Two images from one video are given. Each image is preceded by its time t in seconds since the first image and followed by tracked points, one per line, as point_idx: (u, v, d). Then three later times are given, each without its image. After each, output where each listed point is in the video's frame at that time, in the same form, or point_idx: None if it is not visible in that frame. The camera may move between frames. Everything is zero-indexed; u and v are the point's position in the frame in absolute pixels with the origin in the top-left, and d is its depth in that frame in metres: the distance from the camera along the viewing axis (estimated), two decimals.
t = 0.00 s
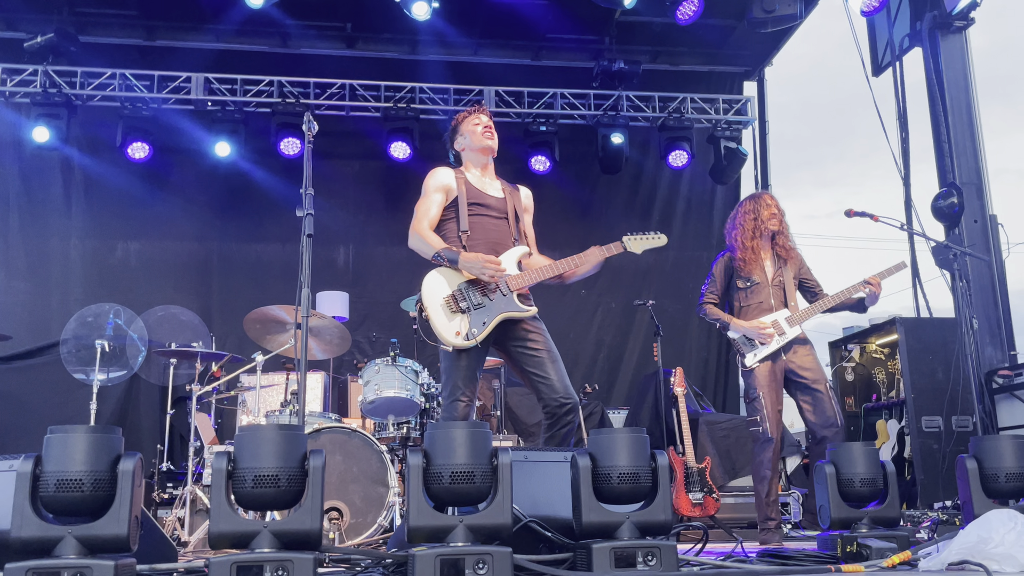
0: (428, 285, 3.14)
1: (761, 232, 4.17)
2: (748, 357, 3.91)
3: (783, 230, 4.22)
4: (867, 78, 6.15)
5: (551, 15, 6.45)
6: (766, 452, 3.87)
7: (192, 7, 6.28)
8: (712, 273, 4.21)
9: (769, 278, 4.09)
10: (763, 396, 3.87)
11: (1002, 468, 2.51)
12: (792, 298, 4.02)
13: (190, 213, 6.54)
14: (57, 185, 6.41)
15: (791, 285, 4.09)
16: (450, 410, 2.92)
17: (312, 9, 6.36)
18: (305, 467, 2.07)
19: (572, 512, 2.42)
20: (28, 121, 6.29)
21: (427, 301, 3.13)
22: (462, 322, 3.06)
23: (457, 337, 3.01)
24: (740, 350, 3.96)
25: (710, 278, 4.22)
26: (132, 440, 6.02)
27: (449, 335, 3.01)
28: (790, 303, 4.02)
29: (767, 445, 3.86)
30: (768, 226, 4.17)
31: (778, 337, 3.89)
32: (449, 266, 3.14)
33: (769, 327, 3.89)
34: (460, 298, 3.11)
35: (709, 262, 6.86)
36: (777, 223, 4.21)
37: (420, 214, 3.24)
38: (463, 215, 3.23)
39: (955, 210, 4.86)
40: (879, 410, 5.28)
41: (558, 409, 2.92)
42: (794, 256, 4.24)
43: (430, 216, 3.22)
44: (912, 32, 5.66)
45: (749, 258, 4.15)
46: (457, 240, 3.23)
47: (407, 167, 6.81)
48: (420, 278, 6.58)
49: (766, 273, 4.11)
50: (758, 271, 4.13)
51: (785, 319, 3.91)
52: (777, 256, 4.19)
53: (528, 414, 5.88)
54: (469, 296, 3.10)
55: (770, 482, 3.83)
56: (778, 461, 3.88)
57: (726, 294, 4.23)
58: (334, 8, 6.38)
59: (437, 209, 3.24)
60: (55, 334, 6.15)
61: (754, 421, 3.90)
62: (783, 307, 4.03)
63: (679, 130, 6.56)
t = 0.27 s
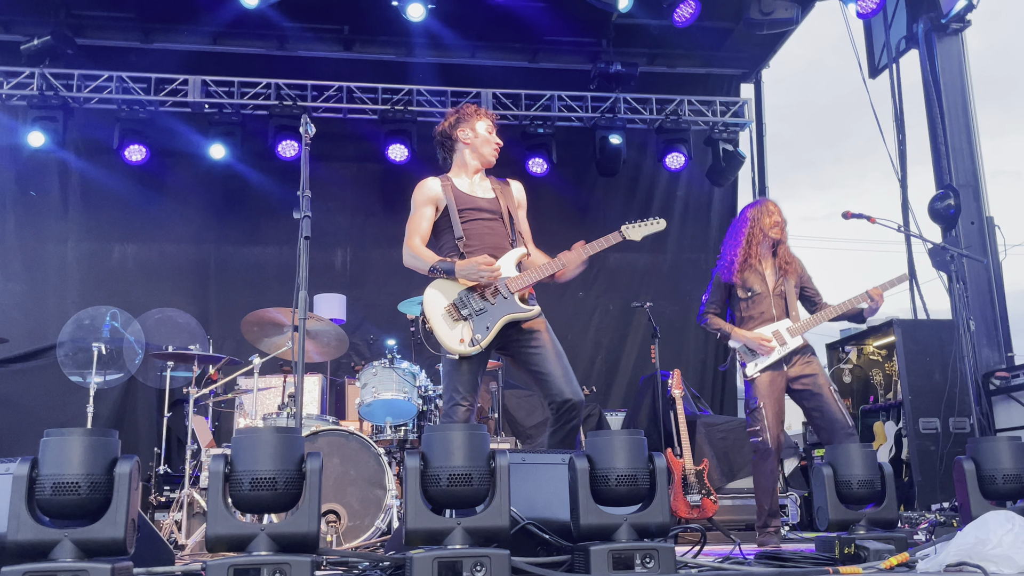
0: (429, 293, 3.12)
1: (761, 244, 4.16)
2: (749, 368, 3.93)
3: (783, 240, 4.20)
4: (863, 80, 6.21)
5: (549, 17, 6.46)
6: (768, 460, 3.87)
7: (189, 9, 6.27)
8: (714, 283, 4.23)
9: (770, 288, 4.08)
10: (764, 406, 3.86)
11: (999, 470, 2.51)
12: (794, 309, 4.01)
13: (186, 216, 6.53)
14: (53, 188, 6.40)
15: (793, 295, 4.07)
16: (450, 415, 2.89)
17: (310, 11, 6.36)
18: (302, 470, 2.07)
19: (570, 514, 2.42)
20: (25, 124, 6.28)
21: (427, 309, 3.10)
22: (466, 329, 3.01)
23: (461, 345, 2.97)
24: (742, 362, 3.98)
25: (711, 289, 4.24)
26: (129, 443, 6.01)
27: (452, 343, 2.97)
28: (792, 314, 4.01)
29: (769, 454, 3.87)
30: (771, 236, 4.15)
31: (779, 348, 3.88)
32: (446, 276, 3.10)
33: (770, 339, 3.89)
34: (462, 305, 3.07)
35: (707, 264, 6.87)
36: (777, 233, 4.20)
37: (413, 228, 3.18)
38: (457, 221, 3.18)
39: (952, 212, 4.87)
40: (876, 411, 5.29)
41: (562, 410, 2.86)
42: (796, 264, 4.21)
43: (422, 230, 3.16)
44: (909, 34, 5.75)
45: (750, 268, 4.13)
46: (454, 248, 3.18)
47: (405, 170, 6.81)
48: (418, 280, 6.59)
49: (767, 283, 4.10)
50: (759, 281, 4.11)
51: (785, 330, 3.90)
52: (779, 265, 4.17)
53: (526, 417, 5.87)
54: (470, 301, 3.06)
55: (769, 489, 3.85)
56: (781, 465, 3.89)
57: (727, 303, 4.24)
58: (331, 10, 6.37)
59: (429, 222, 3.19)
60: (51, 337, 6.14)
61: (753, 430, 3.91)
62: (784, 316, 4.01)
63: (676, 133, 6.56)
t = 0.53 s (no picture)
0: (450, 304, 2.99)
1: (792, 241, 4.13)
2: (769, 368, 3.91)
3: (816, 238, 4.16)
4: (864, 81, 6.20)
5: (549, 20, 6.46)
6: (783, 463, 3.77)
7: (189, 13, 6.28)
8: (737, 280, 4.20)
9: (795, 285, 4.05)
10: (783, 406, 3.84)
11: (1002, 471, 2.51)
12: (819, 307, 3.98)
13: (187, 219, 6.54)
14: (55, 192, 6.41)
15: (818, 293, 4.04)
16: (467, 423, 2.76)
17: (310, 14, 6.36)
18: (303, 473, 2.07)
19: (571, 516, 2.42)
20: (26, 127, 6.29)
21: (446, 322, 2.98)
22: (487, 339, 2.88)
23: (484, 355, 2.84)
24: (763, 361, 3.96)
25: (736, 284, 4.19)
26: (130, 446, 6.01)
27: (474, 353, 2.84)
28: (817, 312, 3.98)
29: (786, 456, 3.76)
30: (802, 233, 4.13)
31: (800, 347, 3.85)
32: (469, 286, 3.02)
33: (792, 338, 3.87)
34: (483, 314, 2.95)
35: (708, 266, 6.87)
36: (810, 231, 4.16)
37: (437, 235, 3.11)
38: (481, 230, 3.10)
39: (953, 213, 4.87)
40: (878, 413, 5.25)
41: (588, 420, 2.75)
42: (825, 262, 4.18)
43: (447, 238, 3.09)
44: (909, 36, 5.70)
45: (778, 265, 4.11)
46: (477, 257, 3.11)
47: (406, 173, 6.82)
48: (419, 282, 6.59)
49: (793, 280, 4.07)
50: (785, 279, 4.09)
51: (807, 329, 3.88)
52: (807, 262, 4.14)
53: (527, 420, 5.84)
54: (493, 311, 2.94)
55: (781, 490, 3.75)
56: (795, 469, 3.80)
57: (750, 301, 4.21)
58: (331, 13, 6.37)
59: (454, 230, 3.11)
60: (52, 341, 6.14)
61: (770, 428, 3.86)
62: (808, 316, 3.98)
63: (677, 135, 6.56)
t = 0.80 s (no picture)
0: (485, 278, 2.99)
1: (838, 233, 4.07)
2: (795, 357, 3.91)
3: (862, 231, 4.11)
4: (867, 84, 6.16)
5: (552, 23, 6.46)
6: (800, 456, 3.80)
7: (192, 17, 6.29)
8: (774, 265, 4.14)
9: (831, 277, 4.01)
10: (802, 398, 3.85)
11: (1006, 474, 2.50)
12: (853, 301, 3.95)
13: (191, 223, 6.54)
14: (58, 196, 6.42)
15: (853, 287, 4.00)
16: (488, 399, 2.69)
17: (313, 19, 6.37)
18: (307, 476, 2.07)
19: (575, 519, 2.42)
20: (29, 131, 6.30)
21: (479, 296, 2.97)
22: (514, 317, 2.86)
23: (509, 332, 2.81)
24: (789, 350, 3.96)
25: (772, 268, 4.15)
26: (134, 450, 6.01)
27: (501, 330, 2.83)
28: (850, 306, 3.95)
29: (802, 448, 3.79)
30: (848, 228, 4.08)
31: (829, 339, 3.84)
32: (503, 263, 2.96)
33: (821, 329, 3.85)
34: (513, 293, 2.92)
35: (711, 268, 6.86)
36: (856, 224, 4.11)
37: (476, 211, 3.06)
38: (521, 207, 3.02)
39: (957, 215, 4.85)
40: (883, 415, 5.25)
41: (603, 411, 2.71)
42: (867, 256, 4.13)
43: (487, 214, 3.03)
44: (912, 37, 5.70)
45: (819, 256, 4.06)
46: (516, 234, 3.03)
47: (409, 176, 6.82)
48: (422, 286, 6.60)
49: (831, 272, 4.02)
50: (823, 270, 4.05)
51: (839, 322, 3.85)
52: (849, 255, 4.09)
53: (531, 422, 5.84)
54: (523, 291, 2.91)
55: (795, 482, 3.78)
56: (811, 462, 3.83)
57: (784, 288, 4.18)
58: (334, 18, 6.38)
59: (493, 207, 3.05)
60: (56, 345, 6.15)
61: (788, 418, 3.87)
62: (841, 309, 3.96)
63: (680, 137, 6.55)
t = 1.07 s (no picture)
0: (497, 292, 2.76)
1: (882, 249, 4.07)
2: (818, 365, 3.94)
3: (906, 251, 4.12)
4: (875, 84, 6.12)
5: (558, 25, 6.47)
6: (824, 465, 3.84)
7: (200, 22, 6.32)
8: (810, 264, 4.10)
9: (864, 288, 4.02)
10: (825, 407, 3.88)
11: (1016, 475, 2.49)
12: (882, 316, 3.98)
13: (199, 228, 6.56)
14: (67, 201, 6.45)
15: (884, 302, 4.02)
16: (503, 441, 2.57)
17: (321, 23, 6.39)
18: (316, 480, 2.07)
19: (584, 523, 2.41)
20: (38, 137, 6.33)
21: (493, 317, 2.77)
22: (526, 345, 2.68)
23: (519, 362, 2.64)
24: (812, 356, 3.99)
25: (807, 268, 4.12)
26: (143, 454, 6.03)
27: (511, 359, 2.65)
28: (877, 320, 3.99)
29: (824, 458, 3.84)
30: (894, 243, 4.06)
31: (853, 351, 3.85)
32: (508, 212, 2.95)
33: (846, 338, 3.87)
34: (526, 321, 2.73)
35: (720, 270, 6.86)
36: (902, 242, 4.10)
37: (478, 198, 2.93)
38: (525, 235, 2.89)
39: (965, 216, 4.85)
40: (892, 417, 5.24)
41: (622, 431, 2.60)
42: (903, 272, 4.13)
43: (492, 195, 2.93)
44: (920, 38, 5.69)
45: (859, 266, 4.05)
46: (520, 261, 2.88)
47: (416, 180, 6.83)
48: (430, 289, 6.61)
49: (865, 284, 4.03)
50: (857, 279, 4.04)
51: (865, 334, 3.86)
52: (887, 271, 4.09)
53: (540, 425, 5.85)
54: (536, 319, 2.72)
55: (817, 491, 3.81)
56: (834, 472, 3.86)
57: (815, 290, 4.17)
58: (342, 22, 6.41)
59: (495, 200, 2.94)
60: (66, 349, 6.18)
61: (811, 426, 3.93)
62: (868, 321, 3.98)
63: (687, 139, 6.54)
